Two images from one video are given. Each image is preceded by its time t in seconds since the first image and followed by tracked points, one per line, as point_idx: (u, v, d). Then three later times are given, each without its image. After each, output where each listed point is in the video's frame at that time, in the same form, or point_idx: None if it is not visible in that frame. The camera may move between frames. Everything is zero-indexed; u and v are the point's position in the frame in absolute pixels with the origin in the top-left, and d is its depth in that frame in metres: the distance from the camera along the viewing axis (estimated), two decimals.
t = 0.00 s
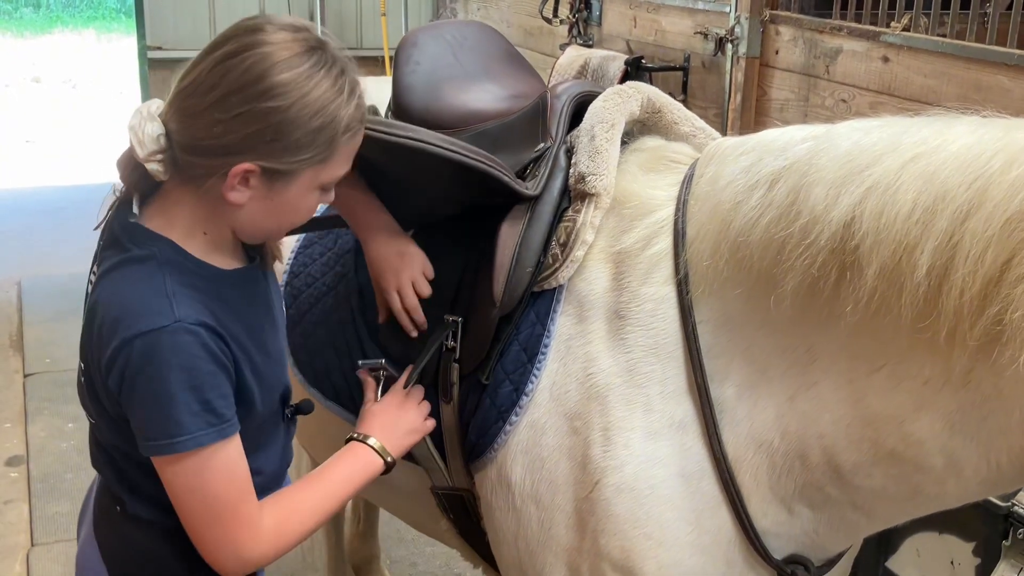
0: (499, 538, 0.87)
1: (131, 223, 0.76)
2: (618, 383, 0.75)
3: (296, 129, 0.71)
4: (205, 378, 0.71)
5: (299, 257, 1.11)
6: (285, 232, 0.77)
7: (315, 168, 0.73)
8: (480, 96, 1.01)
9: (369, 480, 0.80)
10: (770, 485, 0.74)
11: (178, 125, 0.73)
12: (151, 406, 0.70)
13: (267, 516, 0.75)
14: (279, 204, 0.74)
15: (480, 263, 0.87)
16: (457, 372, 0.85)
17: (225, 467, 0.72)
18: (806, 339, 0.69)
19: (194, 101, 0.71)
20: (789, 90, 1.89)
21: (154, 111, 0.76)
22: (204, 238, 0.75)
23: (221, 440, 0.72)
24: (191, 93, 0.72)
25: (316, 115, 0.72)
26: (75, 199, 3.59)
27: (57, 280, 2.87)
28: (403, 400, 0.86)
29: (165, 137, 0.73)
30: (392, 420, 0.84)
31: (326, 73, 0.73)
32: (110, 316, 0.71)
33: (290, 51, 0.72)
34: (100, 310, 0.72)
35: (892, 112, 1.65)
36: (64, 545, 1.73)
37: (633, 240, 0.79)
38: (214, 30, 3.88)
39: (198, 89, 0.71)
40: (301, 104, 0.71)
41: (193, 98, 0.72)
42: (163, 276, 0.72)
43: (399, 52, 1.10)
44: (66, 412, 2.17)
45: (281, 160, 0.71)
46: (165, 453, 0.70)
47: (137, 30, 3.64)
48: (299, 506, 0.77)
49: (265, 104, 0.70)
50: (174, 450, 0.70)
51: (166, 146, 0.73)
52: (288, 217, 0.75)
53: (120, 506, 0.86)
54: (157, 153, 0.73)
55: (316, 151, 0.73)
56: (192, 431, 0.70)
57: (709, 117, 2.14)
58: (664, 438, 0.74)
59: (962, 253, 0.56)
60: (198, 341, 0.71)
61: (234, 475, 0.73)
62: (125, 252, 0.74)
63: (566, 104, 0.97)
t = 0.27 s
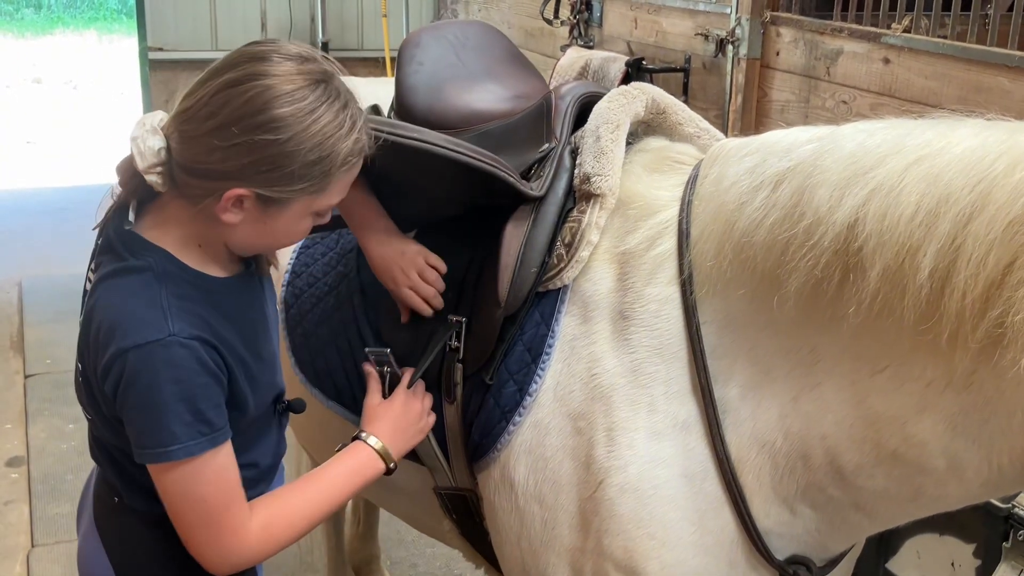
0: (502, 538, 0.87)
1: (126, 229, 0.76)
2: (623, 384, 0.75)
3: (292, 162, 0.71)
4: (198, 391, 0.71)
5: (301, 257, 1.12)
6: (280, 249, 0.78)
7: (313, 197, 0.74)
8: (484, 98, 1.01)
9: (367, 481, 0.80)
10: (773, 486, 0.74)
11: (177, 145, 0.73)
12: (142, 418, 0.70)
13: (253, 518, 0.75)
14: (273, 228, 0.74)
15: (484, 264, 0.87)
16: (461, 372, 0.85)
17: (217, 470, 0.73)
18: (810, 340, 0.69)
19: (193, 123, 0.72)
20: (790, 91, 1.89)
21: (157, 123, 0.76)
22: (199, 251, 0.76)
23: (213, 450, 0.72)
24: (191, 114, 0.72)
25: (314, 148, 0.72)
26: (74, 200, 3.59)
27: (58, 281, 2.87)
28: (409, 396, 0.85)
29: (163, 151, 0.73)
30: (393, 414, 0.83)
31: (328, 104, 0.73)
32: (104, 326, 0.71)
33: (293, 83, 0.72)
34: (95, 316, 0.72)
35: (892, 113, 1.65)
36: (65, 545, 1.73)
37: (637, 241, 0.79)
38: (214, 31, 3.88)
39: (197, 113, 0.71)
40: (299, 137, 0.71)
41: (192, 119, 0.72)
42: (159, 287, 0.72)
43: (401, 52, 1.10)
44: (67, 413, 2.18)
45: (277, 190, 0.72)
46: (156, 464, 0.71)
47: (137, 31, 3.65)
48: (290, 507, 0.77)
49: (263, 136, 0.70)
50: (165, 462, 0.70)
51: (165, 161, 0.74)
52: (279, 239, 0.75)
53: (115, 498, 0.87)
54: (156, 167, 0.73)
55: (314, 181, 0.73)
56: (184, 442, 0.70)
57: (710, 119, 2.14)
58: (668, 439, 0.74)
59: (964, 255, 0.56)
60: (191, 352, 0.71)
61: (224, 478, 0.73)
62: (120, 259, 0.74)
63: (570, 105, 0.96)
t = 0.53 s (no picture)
0: (502, 542, 0.87)
1: (125, 232, 0.76)
2: (622, 388, 0.76)
3: (295, 167, 0.72)
4: (195, 393, 0.71)
5: (301, 263, 1.12)
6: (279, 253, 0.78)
7: (312, 203, 0.74)
8: (483, 105, 1.01)
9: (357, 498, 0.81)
10: (772, 489, 0.74)
11: (178, 148, 0.73)
12: (139, 419, 0.70)
13: (236, 529, 0.75)
14: (274, 232, 0.74)
15: (484, 269, 0.87)
16: (461, 376, 0.86)
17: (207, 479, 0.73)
18: (808, 343, 0.69)
19: (196, 126, 0.72)
20: (789, 97, 1.89)
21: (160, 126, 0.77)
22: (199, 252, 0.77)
23: (207, 456, 0.72)
24: (195, 118, 0.73)
25: (316, 155, 0.72)
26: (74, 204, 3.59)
27: (57, 285, 2.87)
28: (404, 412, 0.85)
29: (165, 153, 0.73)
30: (385, 426, 0.83)
31: (331, 111, 0.74)
32: (102, 327, 0.71)
33: (298, 89, 0.72)
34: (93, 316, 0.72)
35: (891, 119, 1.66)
36: (64, 550, 1.73)
37: (638, 245, 0.79)
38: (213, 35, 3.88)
39: (200, 116, 0.72)
40: (303, 143, 0.72)
41: (195, 122, 0.72)
42: (158, 287, 0.73)
43: (402, 57, 1.11)
44: (67, 417, 2.18)
45: (278, 195, 0.72)
46: (153, 465, 0.71)
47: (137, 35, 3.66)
48: (279, 520, 0.77)
49: (266, 139, 0.70)
50: (162, 462, 0.70)
51: (168, 163, 0.74)
52: (279, 243, 0.76)
53: (111, 498, 0.87)
54: (159, 168, 0.74)
55: (315, 187, 0.73)
56: (181, 443, 0.70)
57: (709, 124, 2.14)
58: (667, 442, 0.74)
59: (960, 258, 0.56)
60: (189, 353, 0.71)
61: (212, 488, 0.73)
62: (119, 260, 0.74)
63: (569, 111, 0.97)
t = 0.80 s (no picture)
0: (502, 544, 0.87)
1: (121, 233, 0.76)
2: (622, 390, 0.75)
3: (295, 160, 0.72)
4: (198, 389, 0.71)
5: (301, 266, 1.12)
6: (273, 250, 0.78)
7: (313, 197, 0.74)
8: (483, 107, 1.01)
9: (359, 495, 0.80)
10: (773, 491, 0.74)
11: (177, 143, 0.73)
12: (142, 417, 0.70)
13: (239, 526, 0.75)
14: (272, 227, 0.74)
15: (485, 271, 0.87)
16: (462, 379, 0.86)
17: (211, 478, 0.73)
18: (809, 345, 0.69)
19: (195, 121, 0.72)
20: (789, 100, 1.89)
21: (156, 122, 0.77)
22: (195, 250, 0.76)
23: (210, 451, 0.72)
24: (194, 114, 0.73)
25: (316, 148, 0.73)
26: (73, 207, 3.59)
27: (57, 288, 2.87)
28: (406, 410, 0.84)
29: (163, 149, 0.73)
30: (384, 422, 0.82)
31: (329, 105, 0.74)
32: (103, 326, 0.71)
33: (297, 83, 0.73)
34: (92, 316, 0.72)
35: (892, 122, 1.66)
36: (62, 553, 1.72)
37: (639, 247, 0.79)
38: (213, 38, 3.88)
39: (200, 110, 0.72)
40: (303, 136, 0.72)
41: (195, 117, 0.73)
42: (158, 285, 0.73)
43: (402, 60, 1.11)
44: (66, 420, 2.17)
45: (279, 188, 0.72)
46: (158, 464, 0.71)
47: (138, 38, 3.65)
48: (279, 518, 0.77)
49: (267, 131, 0.71)
50: (167, 461, 0.70)
51: (165, 158, 0.74)
52: (277, 238, 0.76)
53: (105, 504, 0.86)
54: (155, 163, 0.74)
55: (315, 180, 0.74)
56: (185, 440, 0.70)
57: (709, 127, 2.14)
58: (667, 445, 0.74)
59: (961, 259, 0.56)
60: (191, 350, 0.71)
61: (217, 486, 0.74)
62: (117, 259, 0.74)
63: (571, 112, 0.97)
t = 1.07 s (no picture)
0: (504, 547, 0.87)
1: (125, 230, 0.76)
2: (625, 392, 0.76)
3: (299, 140, 0.73)
4: (212, 382, 0.71)
5: (302, 269, 1.12)
6: (273, 237, 0.78)
7: (315, 177, 0.75)
8: (484, 109, 1.01)
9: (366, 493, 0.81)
10: (776, 494, 0.74)
11: (176, 132, 0.73)
12: (157, 410, 0.70)
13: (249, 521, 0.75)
14: (275, 211, 0.75)
15: (487, 272, 0.87)
16: (464, 380, 0.85)
17: (222, 474, 0.73)
18: (811, 346, 0.69)
19: (194, 108, 0.72)
20: (789, 102, 1.89)
21: (154, 114, 0.77)
22: (196, 242, 0.76)
23: (224, 443, 0.72)
24: (192, 102, 0.73)
25: (318, 128, 0.74)
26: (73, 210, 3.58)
27: (57, 291, 2.87)
28: (409, 410, 0.84)
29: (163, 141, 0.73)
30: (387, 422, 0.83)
31: (325, 86, 0.75)
32: (114, 321, 0.71)
33: (295, 64, 0.73)
34: (101, 312, 0.72)
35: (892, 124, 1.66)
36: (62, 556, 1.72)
37: (641, 248, 0.80)
38: (213, 42, 3.89)
39: (198, 97, 0.72)
40: (305, 116, 0.73)
41: (193, 104, 0.73)
42: (168, 279, 0.73)
43: (403, 62, 1.11)
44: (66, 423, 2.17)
45: (283, 170, 0.73)
46: (175, 457, 0.71)
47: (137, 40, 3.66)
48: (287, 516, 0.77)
49: (269, 114, 0.71)
50: (184, 453, 0.71)
51: (164, 150, 0.74)
52: (279, 222, 0.76)
53: (104, 509, 0.85)
54: (155, 155, 0.73)
55: (316, 161, 0.75)
56: (203, 432, 0.71)
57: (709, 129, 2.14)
58: (671, 446, 0.74)
59: (963, 260, 0.56)
60: (205, 343, 0.71)
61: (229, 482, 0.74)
62: (123, 256, 0.74)
63: (572, 114, 0.97)
